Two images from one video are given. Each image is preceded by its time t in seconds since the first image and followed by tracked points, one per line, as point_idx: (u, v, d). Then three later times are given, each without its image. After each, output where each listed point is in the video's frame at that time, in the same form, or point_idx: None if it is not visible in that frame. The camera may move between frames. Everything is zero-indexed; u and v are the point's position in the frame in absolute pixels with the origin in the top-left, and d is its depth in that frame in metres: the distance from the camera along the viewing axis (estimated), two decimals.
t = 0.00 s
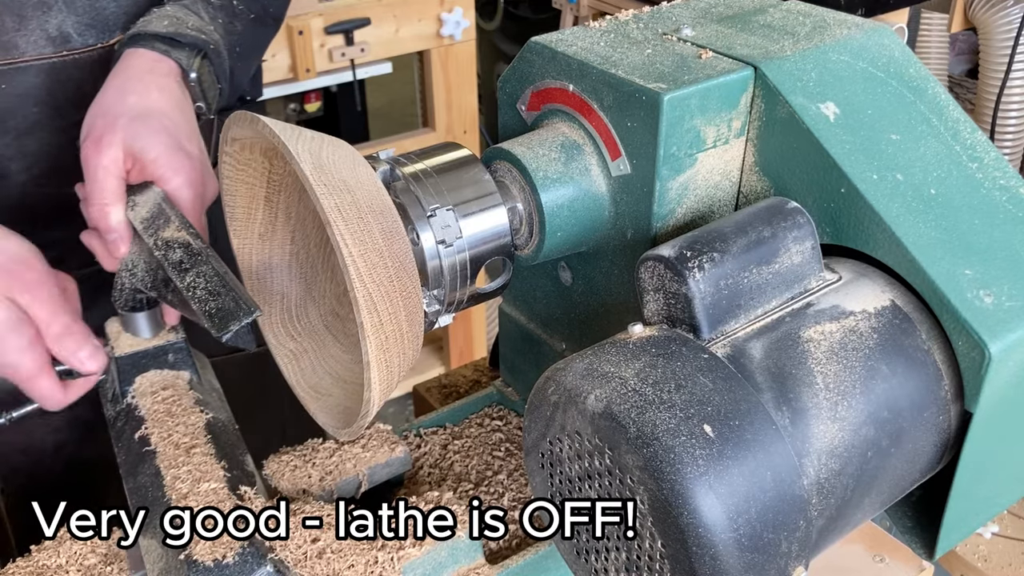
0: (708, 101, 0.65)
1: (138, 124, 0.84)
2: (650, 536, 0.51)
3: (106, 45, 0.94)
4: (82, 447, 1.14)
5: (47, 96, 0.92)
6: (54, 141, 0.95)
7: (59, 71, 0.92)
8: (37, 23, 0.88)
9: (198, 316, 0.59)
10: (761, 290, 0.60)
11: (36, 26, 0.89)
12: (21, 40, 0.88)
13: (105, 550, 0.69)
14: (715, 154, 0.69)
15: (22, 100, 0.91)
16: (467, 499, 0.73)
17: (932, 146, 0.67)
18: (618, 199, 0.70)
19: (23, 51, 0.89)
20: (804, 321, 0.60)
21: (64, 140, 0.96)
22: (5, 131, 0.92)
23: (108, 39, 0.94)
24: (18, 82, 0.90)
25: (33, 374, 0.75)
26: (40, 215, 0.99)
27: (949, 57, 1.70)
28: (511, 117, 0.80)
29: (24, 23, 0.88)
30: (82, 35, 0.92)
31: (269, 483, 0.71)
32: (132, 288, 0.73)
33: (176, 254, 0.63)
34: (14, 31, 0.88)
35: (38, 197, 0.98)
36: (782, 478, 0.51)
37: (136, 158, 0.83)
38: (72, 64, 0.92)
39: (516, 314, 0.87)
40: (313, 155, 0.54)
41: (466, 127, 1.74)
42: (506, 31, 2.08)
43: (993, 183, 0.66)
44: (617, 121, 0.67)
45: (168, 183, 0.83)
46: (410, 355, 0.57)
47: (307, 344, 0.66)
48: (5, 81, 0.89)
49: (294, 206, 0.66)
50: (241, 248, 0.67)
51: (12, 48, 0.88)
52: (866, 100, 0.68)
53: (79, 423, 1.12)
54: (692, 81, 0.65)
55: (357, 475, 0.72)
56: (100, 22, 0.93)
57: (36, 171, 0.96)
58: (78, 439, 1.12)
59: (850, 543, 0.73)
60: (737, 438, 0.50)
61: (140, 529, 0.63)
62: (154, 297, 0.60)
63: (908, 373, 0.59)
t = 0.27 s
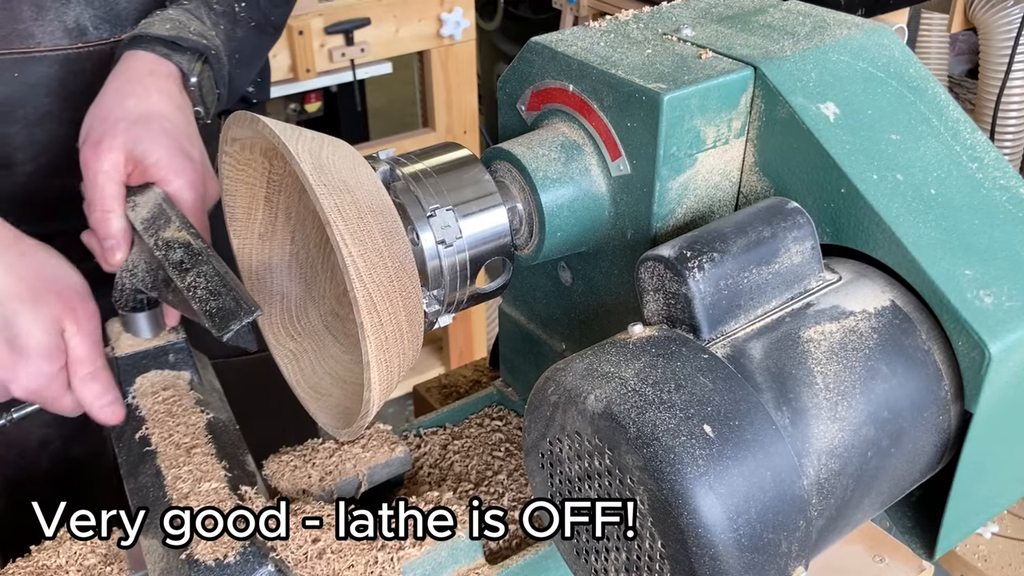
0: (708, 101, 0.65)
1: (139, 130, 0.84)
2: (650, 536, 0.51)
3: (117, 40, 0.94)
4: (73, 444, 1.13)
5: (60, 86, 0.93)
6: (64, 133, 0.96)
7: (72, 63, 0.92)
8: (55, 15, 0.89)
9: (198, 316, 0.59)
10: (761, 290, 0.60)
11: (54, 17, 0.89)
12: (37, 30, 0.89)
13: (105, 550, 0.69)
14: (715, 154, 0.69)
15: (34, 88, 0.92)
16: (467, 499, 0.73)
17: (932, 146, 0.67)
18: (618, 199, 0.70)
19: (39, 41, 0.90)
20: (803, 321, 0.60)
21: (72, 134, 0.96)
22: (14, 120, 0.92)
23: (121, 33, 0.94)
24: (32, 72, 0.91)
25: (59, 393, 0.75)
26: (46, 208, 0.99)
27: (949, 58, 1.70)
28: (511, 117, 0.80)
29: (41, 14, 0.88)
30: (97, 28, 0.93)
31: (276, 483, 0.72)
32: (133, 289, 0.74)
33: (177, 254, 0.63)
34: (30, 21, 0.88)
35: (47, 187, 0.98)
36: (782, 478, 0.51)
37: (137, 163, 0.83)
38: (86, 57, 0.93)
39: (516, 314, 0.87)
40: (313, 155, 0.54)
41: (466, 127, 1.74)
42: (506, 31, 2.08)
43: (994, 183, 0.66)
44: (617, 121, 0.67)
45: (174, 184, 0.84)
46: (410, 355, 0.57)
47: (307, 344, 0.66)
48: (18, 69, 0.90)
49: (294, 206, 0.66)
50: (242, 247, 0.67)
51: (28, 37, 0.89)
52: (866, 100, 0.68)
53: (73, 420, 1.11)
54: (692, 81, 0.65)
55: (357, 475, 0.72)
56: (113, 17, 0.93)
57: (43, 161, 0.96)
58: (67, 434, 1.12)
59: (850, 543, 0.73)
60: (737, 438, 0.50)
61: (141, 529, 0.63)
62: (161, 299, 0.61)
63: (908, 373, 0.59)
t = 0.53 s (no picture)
0: (708, 101, 0.65)
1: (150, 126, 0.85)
2: (650, 536, 0.51)
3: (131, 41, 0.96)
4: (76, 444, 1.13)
5: (78, 84, 0.95)
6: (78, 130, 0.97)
7: (90, 61, 0.94)
8: (75, 13, 0.92)
9: (198, 316, 0.59)
10: (761, 290, 0.61)
11: (74, 15, 0.92)
12: (57, 28, 0.91)
13: (105, 550, 0.69)
14: (715, 154, 0.69)
15: (52, 87, 0.94)
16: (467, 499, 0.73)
17: (932, 146, 0.67)
18: (618, 199, 0.70)
19: (58, 40, 0.92)
20: (803, 321, 0.60)
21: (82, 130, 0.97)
22: (33, 116, 0.94)
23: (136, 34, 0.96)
24: (51, 70, 0.93)
25: (57, 383, 0.77)
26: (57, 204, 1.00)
27: (950, 58, 1.70)
28: (511, 117, 0.80)
29: (62, 12, 0.91)
30: (114, 27, 0.95)
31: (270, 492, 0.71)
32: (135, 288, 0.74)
33: (177, 254, 0.63)
34: (51, 19, 0.91)
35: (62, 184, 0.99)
36: (782, 478, 0.51)
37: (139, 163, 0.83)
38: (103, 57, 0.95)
39: (516, 314, 0.87)
40: (313, 155, 0.54)
41: (466, 127, 1.74)
42: (506, 30, 2.08)
43: (993, 183, 0.66)
44: (617, 121, 0.67)
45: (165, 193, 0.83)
46: (410, 354, 0.57)
47: (307, 344, 0.66)
48: (37, 67, 0.92)
49: (294, 206, 0.65)
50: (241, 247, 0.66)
51: (48, 36, 0.91)
52: (866, 100, 0.68)
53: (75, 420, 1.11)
54: (692, 81, 0.65)
55: (357, 475, 0.72)
56: (128, 16, 0.95)
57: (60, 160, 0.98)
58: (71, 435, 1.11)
59: (850, 543, 0.73)
60: (737, 438, 0.50)
61: (141, 529, 0.63)
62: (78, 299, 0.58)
63: (908, 373, 0.59)
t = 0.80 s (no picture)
0: (707, 101, 0.65)
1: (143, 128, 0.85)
2: (650, 536, 0.51)
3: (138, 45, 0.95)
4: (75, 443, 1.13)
5: (88, 90, 0.95)
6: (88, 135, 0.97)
7: (99, 67, 0.94)
8: (83, 19, 0.92)
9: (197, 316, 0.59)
10: (761, 290, 0.60)
11: (82, 22, 0.92)
12: (67, 36, 0.92)
13: (105, 550, 0.69)
14: (715, 154, 0.69)
15: (63, 96, 0.94)
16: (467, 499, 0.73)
17: (932, 146, 0.67)
18: (618, 199, 0.70)
19: (69, 47, 0.92)
20: (803, 321, 0.60)
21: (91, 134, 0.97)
22: (44, 125, 0.94)
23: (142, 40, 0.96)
24: (62, 76, 0.93)
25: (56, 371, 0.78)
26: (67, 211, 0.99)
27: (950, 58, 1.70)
28: (511, 117, 0.80)
29: (71, 19, 0.91)
30: (120, 33, 0.95)
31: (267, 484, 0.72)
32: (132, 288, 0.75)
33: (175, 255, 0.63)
34: (62, 27, 0.91)
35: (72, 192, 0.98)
36: (782, 478, 0.51)
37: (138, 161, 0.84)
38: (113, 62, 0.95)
39: (516, 314, 0.87)
40: (313, 155, 0.53)
41: (466, 127, 1.74)
42: (506, 30, 2.08)
43: (994, 183, 0.66)
44: (617, 122, 0.67)
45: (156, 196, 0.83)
46: (410, 355, 0.57)
47: (307, 344, 0.66)
48: (48, 75, 0.92)
49: (294, 206, 0.65)
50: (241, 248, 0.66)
51: (59, 43, 0.91)
52: (866, 100, 0.68)
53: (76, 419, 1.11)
54: (692, 81, 0.65)
55: (357, 475, 0.72)
56: (134, 21, 0.95)
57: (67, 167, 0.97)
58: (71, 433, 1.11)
59: (849, 543, 0.73)
60: (737, 438, 0.50)
61: (140, 529, 0.63)
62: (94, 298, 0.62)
63: (908, 373, 0.59)
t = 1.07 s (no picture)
0: (707, 101, 0.65)
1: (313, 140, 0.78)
2: (650, 536, 0.51)
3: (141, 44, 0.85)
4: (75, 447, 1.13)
5: (87, 93, 0.83)
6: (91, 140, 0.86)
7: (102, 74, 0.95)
8: (82, 21, 0.81)
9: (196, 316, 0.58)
10: (761, 290, 0.61)
11: (80, 23, 0.81)
12: (65, 38, 0.81)
13: (105, 550, 0.69)
14: (715, 154, 0.69)
15: (62, 98, 0.82)
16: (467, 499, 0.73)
17: (932, 146, 0.67)
18: (618, 199, 0.70)
19: (66, 50, 0.81)
20: (803, 321, 0.60)
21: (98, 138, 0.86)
22: (45, 130, 0.83)
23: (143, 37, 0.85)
24: (62, 81, 0.82)
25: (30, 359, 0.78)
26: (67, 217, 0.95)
27: (950, 58, 1.70)
28: (511, 117, 0.80)
29: (69, 21, 0.81)
30: (120, 33, 0.84)
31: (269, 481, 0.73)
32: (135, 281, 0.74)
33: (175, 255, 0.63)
34: (60, 29, 0.80)
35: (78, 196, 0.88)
36: (782, 478, 0.51)
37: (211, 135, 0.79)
38: (110, 64, 0.84)
39: (516, 314, 0.87)
40: (313, 155, 0.53)
41: (466, 127, 1.74)
42: (506, 30, 2.08)
43: (993, 183, 0.66)
44: (617, 121, 0.67)
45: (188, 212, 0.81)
46: (410, 355, 0.57)
47: (308, 344, 0.66)
48: (46, 79, 0.81)
49: (294, 206, 0.65)
50: (241, 248, 0.65)
51: (57, 46, 0.81)
52: (866, 100, 0.68)
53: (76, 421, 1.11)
54: (692, 81, 0.65)
55: (357, 475, 0.72)
56: (135, 21, 0.84)
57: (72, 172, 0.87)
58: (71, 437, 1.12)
59: (849, 543, 0.73)
60: (737, 438, 0.50)
61: (140, 529, 0.63)
62: (23, 332, 0.61)
63: (908, 373, 0.59)
